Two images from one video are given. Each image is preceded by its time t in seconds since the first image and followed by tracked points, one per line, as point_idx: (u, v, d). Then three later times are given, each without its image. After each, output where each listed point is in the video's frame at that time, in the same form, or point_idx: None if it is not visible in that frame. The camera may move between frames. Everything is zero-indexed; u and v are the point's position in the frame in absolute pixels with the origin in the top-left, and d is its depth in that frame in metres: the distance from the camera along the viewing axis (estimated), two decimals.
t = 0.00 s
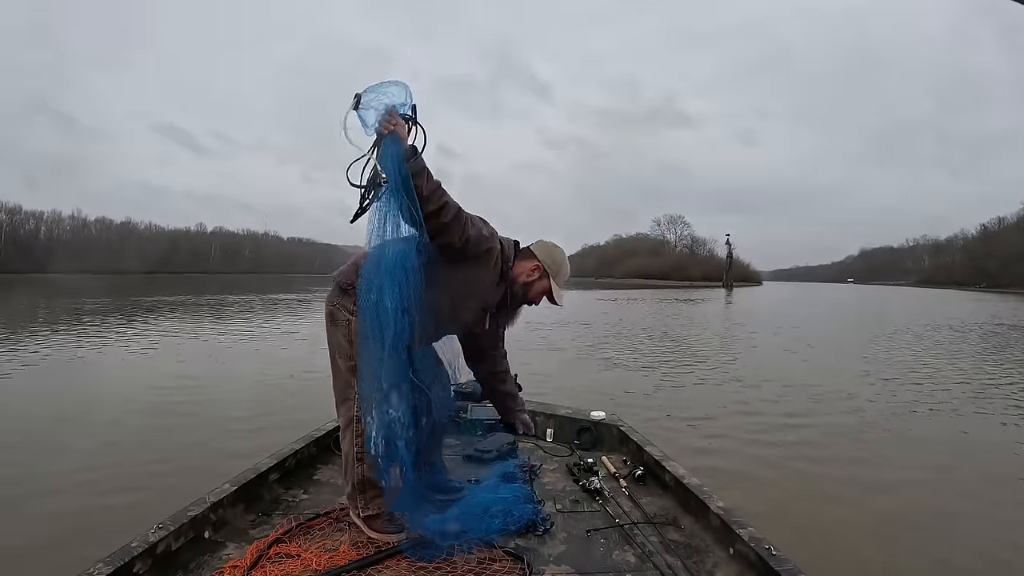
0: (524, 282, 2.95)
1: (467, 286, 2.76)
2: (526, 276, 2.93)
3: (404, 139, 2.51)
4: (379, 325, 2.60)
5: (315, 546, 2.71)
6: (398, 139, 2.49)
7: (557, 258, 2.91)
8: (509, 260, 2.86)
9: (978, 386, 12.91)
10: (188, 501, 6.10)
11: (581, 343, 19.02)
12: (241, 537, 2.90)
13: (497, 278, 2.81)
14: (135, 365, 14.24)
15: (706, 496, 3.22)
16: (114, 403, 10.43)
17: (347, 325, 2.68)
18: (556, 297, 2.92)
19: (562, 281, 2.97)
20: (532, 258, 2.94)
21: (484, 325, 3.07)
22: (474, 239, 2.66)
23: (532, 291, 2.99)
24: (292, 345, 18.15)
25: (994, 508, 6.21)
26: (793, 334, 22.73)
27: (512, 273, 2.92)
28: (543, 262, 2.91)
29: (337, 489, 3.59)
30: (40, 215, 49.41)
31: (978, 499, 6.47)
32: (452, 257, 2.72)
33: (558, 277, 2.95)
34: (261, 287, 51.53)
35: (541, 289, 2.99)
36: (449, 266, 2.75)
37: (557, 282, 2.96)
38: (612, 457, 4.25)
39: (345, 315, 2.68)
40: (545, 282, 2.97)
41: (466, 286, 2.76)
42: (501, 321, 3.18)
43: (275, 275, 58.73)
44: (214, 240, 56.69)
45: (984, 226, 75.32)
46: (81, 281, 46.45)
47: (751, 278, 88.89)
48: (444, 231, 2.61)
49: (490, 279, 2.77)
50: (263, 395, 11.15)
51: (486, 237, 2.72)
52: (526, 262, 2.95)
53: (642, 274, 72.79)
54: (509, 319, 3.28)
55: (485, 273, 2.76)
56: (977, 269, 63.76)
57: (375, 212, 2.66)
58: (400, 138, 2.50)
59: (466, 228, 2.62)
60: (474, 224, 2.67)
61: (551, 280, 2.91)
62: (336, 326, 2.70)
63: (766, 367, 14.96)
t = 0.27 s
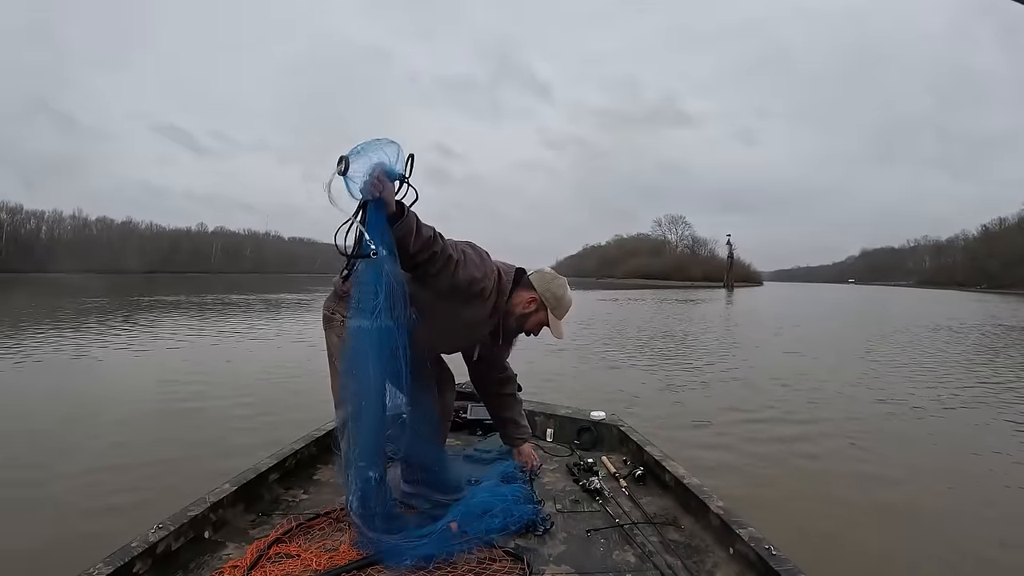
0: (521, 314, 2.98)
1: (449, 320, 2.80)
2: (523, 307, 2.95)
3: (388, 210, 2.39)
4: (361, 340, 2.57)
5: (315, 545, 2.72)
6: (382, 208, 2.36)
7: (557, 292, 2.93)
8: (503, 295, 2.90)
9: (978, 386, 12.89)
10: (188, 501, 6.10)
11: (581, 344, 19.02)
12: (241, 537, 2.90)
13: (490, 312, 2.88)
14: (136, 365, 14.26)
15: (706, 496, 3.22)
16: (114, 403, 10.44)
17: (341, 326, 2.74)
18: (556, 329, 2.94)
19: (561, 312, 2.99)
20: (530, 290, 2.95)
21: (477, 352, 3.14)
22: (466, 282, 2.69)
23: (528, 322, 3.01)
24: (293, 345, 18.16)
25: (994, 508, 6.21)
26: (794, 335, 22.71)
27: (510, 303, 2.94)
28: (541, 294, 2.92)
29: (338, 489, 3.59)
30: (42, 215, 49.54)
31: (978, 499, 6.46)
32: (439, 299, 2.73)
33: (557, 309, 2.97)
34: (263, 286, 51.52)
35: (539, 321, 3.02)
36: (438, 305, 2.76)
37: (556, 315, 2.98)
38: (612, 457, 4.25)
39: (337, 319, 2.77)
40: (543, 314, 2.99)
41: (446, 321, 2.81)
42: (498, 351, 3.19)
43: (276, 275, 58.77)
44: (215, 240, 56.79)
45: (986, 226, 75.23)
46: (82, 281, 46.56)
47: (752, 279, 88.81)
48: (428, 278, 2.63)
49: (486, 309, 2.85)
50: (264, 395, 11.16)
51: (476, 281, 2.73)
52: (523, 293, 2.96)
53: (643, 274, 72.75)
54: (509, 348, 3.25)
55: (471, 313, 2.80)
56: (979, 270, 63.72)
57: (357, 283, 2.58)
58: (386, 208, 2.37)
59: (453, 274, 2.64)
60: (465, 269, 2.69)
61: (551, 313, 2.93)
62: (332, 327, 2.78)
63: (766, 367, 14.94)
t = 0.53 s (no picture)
0: (522, 308, 2.94)
1: (442, 330, 2.78)
2: (524, 301, 2.92)
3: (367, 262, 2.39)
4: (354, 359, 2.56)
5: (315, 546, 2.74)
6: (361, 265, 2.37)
7: (558, 285, 2.90)
8: (505, 292, 2.80)
9: (979, 387, 12.89)
10: (188, 501, 6.09)
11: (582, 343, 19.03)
12: (241, 537, 2.90)
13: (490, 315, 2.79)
14: (137, 364, 14.26)
15: (707, 496, 3.22)
16: (114, 402, 10.45)
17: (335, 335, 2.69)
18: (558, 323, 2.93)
19: (562, 306, 2.96)
20: (531, 283, 2.91)
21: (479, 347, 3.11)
22: (464, 296, 2.64)
23: (530, 316, 2.99)
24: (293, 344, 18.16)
25: (994, 508, 6.21)
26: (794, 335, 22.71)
27: (511, 299, 2.89)
28: (542, 288, 2.88)
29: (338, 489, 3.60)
30: (43, 213, 49.61)
31: (978, 499, 6.46)
32: (435, 311, 2.68)
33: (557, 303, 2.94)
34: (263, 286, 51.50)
35: (541, 314, 3.00)
36: (432, 318, 2.71)
37: (557, 308, 2.96)
38: (612, 457, 4.24)
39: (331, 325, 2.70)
40: (544, 308, 2.97)
41: (439, 331, 2.78)
42: (501, 343, 3.16)
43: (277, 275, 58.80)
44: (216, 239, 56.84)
45: (987, 227, 75.20)
46: (83, 280, 46.60)
47: (753, 279, 88.80)
48: (421, 297, 2.58)
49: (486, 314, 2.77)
50: (265, 394, 11.17)
51: (473, 290, 2.66)
52: (525, 287, 2.92)
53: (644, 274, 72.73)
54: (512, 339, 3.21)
55: (469, 319, 2.76)
56: (980, 270, 63.70)
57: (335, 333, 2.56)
58: (365, 265, 2.38)
59: (448, 289, 2.59)
60: (460, 282, 2.61)
61: (552, 307, 2.91)
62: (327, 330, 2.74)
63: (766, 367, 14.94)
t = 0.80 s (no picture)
0: (524, 295, 2.88)
1: (440, 326, 2.79)
2: (526, 288, 2.86)
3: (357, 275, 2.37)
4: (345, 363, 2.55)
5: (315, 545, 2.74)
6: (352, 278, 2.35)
7: (559, 270, 2.85)
8: (504, 284, 2.76)
9: (979, 387, 12.88)
10: (189, 500, 6.11)
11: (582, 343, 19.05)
12: (240, 537, 2.90)
13: (490, 304, 2.77)
14: (137, 364, 14.29)
15: (707, 496, 3.22)
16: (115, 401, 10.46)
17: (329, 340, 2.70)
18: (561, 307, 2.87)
19: (564, 290, 2.91)
20: (532, 269, 2.86)
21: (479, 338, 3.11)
22: (463, 289, 2.62)
23: (533, 303, 2.92)
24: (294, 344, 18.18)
25: (994, 508, 6.21)
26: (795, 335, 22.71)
27: (511, 286, 2.84)
28: (543, 274, 2.83)
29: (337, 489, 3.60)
30: (44, 214, 49.73)
31: (979, 500, 6.46)
32: (434, 307, 2.67)
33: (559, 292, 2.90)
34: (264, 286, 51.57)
35: (543, 300, 2.94)
36: (431, 314, 2.72)
37: (559, 293, 2.91)
38: (612, 457, 4.25)
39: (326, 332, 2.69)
40: (547, 292, 2.91)
41: (438, 327, 2.80)
42: (502, 332, 3.15)
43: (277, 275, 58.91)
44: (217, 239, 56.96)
45: (988, 227, 75.20)
46: (84, 280, 46.70)
47: (754, 279, 88.73)
48: (420, 295, 2.59)
49: (486, 304, 2.75)
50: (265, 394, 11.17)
51: (473, 284, 2.64)
52: (526, 273, 2.87)
53: (645, 274, 72.88)
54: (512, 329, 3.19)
55: (469, 312, 2.76)
56: (981, 271, 63.73)
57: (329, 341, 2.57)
58: (355, 278, 2.36)
59: (448, 286, 2.57)
60: (459, 278, 2.59)
61: (554, 292, 2.85)
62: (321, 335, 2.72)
63: (767, 367, 14.92)
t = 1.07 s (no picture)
0: (522, 287, 2.90)
1: (440, 323, 2.80)
2: (524, 280, 2.88)
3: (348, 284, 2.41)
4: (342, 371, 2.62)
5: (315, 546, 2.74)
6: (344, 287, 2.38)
7: (556, 259, 2.86)
8: (502, 279, 2.77)
9: (980, 388, 12.87)
10: (189, 500, 6.12)
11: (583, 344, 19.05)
12: (240, 537, 2.91)
13: (488, 297, 2.78)
14: (138, 364, 14.30)
15: (707, 496, 3.22)
16: (115, 401, 10.47)
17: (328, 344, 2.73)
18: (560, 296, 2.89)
19: (562, 281, 2.93)
20: (530, 261, 2.88)
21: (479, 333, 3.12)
22: (460, 285, 2.63)
23: (531, 294, 2.95)
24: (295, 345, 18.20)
25: (995, 508, 6.21)
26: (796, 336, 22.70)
27: (510, 278, 2.85)
28: (541, 265, 2.85)
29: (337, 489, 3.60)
30: (45, 215, 49.80)
31: (979, 499, 6.46)
32: (431, 305, 2.68)
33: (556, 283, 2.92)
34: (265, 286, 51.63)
35: (542, 291, 2.96)
36: (429, 312, 2.72)
37: (557, 283, 2.93)
38: (612, 457, 4.25)
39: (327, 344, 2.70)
40: (544, 283, 2.93)
41: (437, 324, 2.80)
42: (502, 325, 3.16)
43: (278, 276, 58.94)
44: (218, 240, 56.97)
45: (989, 228, 75.14)
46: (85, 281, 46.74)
47: (755, 279, 88.68)
48: (416, 294, 2.60)
49: (484, 298, 2.77)
50: (265, 395, 11.18)
51: (469, 279, 2.65)
52: (523, 265, 2.87)
53: (645, 275, 72.86)
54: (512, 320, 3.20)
55: (468, 307, 2.77)
56: (982, 271, 63.65)
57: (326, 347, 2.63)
58: (348, 286, 2.38)
59: (444, 282, 2.58)
60: (455, 273, 2.60)
61: (552, 282, 2.88)
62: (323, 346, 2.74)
63: (768, 368, 14.92)
